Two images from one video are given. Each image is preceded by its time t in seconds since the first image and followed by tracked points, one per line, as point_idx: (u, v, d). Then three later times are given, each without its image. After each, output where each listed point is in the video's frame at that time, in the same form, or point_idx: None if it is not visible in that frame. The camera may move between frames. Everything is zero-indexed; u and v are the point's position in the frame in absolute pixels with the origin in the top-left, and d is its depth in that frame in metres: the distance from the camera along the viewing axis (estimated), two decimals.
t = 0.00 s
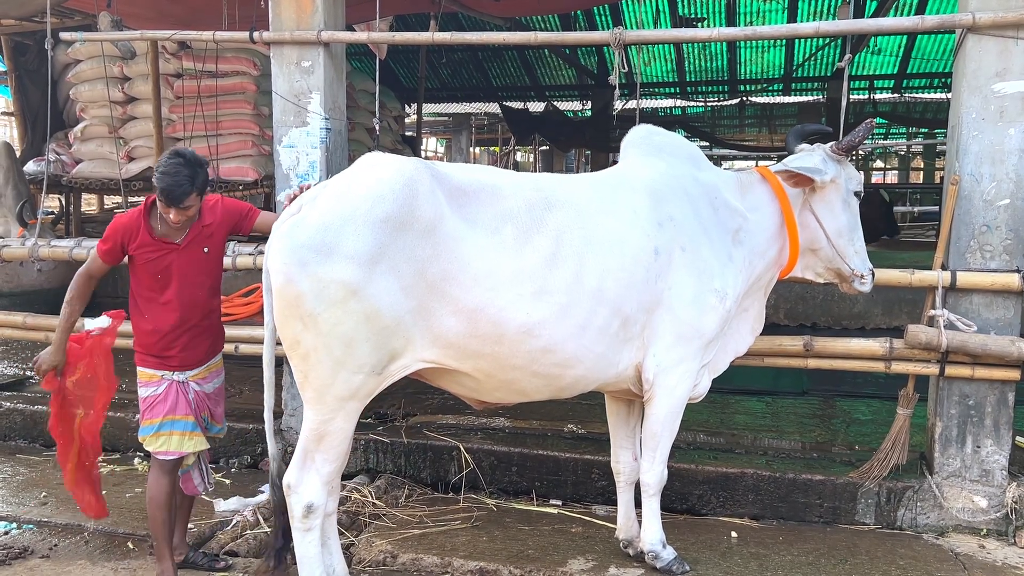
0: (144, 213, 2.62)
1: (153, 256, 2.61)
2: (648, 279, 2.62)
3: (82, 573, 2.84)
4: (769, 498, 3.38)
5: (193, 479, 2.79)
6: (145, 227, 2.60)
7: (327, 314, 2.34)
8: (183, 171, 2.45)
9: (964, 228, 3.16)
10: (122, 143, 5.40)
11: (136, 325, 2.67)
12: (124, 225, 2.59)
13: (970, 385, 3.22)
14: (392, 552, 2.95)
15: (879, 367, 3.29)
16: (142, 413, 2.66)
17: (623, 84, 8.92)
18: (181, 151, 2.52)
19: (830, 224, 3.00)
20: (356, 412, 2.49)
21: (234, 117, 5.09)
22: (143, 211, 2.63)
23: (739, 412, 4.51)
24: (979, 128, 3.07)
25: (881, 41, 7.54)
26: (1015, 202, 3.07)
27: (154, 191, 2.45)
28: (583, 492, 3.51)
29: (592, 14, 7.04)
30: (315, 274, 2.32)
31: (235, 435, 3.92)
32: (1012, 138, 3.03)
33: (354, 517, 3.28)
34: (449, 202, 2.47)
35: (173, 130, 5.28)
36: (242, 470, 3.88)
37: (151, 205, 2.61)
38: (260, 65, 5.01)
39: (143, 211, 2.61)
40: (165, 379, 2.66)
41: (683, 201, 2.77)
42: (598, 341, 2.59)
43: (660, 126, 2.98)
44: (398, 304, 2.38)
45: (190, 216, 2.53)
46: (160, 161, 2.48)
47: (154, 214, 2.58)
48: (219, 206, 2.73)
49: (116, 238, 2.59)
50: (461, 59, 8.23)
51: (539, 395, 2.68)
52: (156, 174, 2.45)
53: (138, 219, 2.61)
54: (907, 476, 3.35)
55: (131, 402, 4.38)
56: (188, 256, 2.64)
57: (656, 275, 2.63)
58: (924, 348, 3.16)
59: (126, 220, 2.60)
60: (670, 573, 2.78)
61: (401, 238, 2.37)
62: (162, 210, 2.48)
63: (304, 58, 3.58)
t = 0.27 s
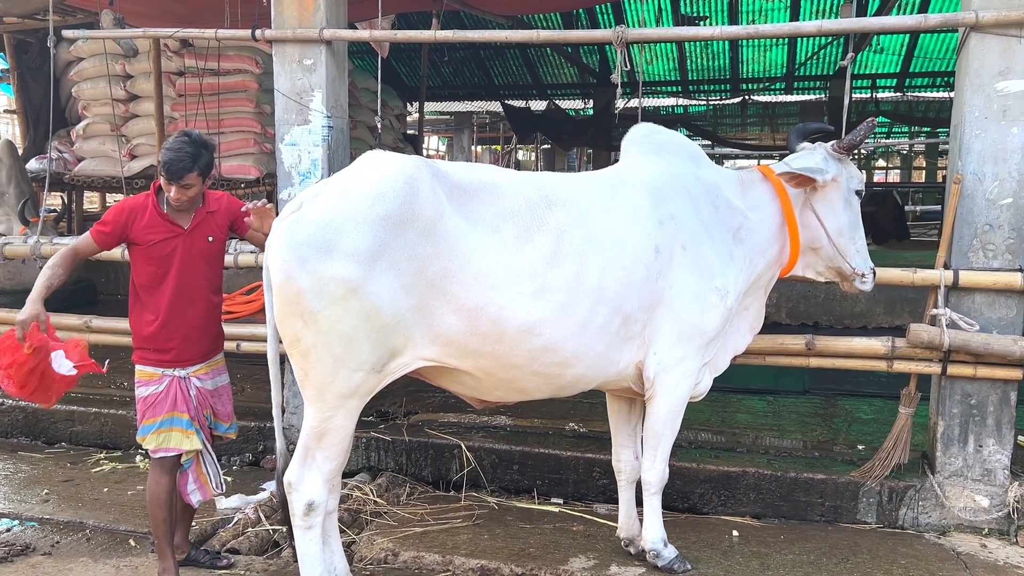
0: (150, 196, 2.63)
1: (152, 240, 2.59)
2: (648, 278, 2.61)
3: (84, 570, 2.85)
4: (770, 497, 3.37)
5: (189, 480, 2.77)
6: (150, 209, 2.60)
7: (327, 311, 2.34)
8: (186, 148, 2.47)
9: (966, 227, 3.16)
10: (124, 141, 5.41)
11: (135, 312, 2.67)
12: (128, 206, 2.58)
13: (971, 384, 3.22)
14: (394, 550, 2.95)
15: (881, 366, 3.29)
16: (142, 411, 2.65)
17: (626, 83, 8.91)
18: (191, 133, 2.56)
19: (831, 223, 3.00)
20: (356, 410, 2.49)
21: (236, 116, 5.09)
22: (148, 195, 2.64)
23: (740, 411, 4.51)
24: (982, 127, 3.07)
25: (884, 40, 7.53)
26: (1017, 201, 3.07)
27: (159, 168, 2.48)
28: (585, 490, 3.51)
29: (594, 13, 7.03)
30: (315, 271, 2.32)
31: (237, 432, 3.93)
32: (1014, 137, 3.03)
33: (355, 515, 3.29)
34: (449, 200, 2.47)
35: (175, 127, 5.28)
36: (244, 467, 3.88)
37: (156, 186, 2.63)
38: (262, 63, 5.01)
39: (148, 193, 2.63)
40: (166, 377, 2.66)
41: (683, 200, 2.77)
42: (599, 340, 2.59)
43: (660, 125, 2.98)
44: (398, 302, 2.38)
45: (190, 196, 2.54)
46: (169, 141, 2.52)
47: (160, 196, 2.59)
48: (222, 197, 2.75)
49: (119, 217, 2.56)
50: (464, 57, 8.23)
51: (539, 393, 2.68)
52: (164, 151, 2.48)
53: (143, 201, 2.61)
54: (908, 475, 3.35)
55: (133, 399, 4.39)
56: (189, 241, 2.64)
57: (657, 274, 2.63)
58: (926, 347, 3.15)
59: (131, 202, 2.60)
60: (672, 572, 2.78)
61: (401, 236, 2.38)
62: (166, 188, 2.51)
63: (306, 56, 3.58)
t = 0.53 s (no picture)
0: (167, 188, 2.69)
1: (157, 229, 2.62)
2: (650, 276, 2.61)
3: (85, 568, 2.85)
4: (772, 496, 3.37)
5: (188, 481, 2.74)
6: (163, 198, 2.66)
7: (327, 309, 2.34)
8: (213, 138, 2.52)
9: (969, 226, 3.15)
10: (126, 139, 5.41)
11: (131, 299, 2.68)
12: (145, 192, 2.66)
13: (974, 383, 3.21)
14: (395, 548, 2.95)
15: (883, 366, 3.28)
16: (137, 409, 2.64)
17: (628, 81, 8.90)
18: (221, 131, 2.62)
19: (832, 222, 2.99)
20: (356, 408, 2.49)
21: (238, 114, 5.09)
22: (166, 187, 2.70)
23: (742, 410, 4.50)
24: (985, 126, 3.06)
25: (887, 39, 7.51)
26: (1020, 200, 3.06)
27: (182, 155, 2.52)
28: (586, 489, 3.51)
29: (596, 11, 7.02)
30: (316, 269, 2.32)
31: (239, 430, 3.93)
32: (1017, 136, 3.02)
33: (357, 513, 3.29)
34: (450, 198, 2.47)
35: (177, 126, 5.29)
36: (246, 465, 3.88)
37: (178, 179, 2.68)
38: (264, 61, 5.01)
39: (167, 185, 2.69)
40: (162, 373, 2.66)
41: (685, 198, 2.76)
42: (600, 339, 2.59)
43: (661, 124, 2.98)
44: (399, 300, 2.38)
45: (209, 187, 2.57)
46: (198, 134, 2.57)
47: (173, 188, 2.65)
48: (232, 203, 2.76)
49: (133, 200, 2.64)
50: (465, 55, 8.23)
51: (540, 392, 2.68)
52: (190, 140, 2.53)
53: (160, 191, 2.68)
54: (910, 474, 3.35)
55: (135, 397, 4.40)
56: (192, 238, 2.65)
57: (658, 272, 2.63)
58: (928, 346, 3.14)
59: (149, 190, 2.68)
60: (673, 571, 2.77)
61: (401, 234, 2.38)
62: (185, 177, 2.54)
63: (307, 54, 3.58)
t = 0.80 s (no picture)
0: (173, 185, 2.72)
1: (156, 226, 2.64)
2: (651, 275, 2.61)
3: (86, 565, 2.85)
4: (773, 495, 3.37)
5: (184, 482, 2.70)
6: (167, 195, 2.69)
7: (328, 308, 2.34)
8: (224, 137, 2.53)
9: (971, 226, 3.14)
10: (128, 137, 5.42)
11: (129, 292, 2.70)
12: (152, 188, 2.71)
13: (975, 383, 3.21)
14: (396, 547, 2.95)
15: (884, 365, 3.28)
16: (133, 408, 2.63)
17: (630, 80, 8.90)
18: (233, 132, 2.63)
19: (833, 221, 2.99)
20: (357, 407, 2.49)
21: (239, 112, 5.09)
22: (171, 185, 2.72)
23: (743, 409, 4.50)
24: (987, 125, 3.05)
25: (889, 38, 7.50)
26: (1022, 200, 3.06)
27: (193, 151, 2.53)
28: (587, 488, 3.51)
29: (599, 10, 7.02)
30: (317, 267, 2.32)
31: (240, 428, 3.94)
32: (1020, 136, 3.02)
33: (357, 512, 3.29)
34: (451, 196, 2.47)
35: (179, 124, 5.29)
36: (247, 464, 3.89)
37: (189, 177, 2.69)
38: (266, 60, 5.01)
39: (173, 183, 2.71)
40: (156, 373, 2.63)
41: (686, 197, 2.76)
42: (601, 338, 2.59)
43: (663, 123, 2.98)
44: (400, 299, 2.38)
45: (217, 185, 2.57)
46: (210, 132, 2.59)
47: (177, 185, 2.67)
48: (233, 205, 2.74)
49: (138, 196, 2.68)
50: (467, 54, 8.22)
51: (540, 391, 2.68)
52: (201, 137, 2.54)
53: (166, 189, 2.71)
54: (911, 474, 3.35)
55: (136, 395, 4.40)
56: (189, 237, 2.65)
57: (659, 271, 2.63)
58: (930, 346, 3.14)
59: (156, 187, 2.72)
60: (674, 571, 2.77)
61: (402, 233, 2.38)
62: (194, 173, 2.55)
63: (309, 52, 3.58)
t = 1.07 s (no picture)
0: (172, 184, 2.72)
1: (154, 229, 2.62)
2: (652, 275, 2.61)
3: (87, 564, 2.86)
4: (774, 495, 3.37)
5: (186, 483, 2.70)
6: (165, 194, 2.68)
7: (328, 307, 2.34)
8: (220, 133, 2.52)
9: (973, 226, 3.14)
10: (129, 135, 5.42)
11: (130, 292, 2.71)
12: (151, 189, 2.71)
13: (977, 383, 3.21)
14: (397, 546, 2.96)
15: (886, 365, 3.28)
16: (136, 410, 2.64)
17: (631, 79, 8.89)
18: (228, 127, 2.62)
19: (834, 220, 2.98)
20: (358, 406, 2.49)
21: (241, 111, 5.09)
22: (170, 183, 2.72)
23: (745, 408, 4.50)
24: (990, 125, 3.05)
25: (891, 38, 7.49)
26: None
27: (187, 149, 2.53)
28: (588, 487, 3.51)
29: (600, 9, 7.01)
30: (318, 266, 2.32)
31: (241, 427, 3.94)
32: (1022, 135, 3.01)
33: (359, 511, 3.28)
34: (452, 195, 2.47)
35: (181, 123, 5.29)
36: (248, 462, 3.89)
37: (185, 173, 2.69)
38: (268, 58, 5.01)
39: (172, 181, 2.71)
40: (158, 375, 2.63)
41: (687, 197, 2.76)
42: (602, 337, 2.59)
43: (664, 122, 2.97)
44: (401, 298, 2.38)
45: (214, 183, 2.57)
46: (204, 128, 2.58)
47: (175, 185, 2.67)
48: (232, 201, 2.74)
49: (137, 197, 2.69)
50: (469, 53, 8.22)
51: (541, 391, 2.68)
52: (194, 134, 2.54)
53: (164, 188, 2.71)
54: (913, 474, 3.34)
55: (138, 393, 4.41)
56: (189, 237, 2.65)
57: (661, 270, 2.62)
58: (932, 346, 3.13)
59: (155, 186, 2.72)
60: (675, 570, 2.77)
61: (403, 232, 2.37)
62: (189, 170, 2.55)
63: (311, 51, 3.58)
